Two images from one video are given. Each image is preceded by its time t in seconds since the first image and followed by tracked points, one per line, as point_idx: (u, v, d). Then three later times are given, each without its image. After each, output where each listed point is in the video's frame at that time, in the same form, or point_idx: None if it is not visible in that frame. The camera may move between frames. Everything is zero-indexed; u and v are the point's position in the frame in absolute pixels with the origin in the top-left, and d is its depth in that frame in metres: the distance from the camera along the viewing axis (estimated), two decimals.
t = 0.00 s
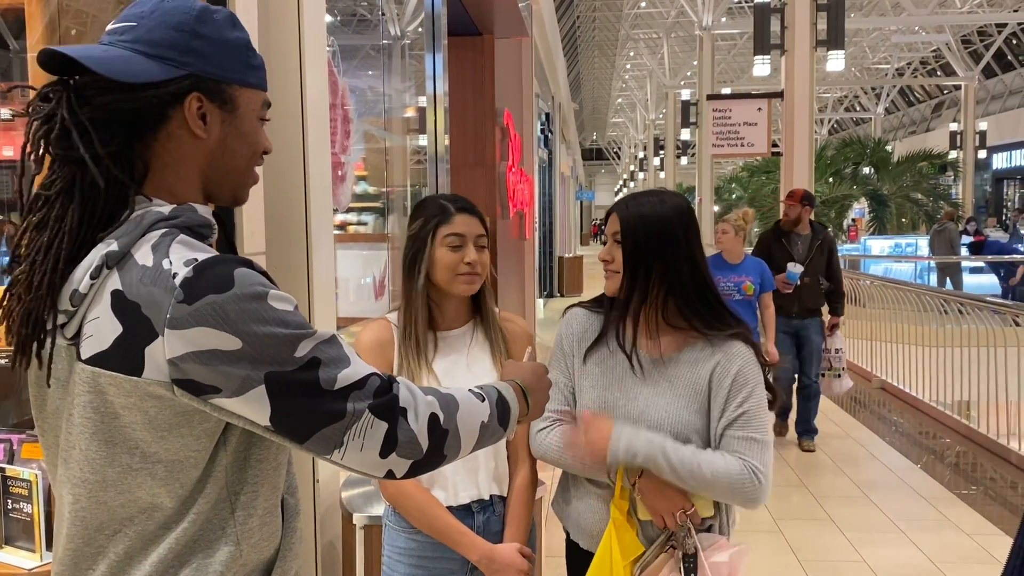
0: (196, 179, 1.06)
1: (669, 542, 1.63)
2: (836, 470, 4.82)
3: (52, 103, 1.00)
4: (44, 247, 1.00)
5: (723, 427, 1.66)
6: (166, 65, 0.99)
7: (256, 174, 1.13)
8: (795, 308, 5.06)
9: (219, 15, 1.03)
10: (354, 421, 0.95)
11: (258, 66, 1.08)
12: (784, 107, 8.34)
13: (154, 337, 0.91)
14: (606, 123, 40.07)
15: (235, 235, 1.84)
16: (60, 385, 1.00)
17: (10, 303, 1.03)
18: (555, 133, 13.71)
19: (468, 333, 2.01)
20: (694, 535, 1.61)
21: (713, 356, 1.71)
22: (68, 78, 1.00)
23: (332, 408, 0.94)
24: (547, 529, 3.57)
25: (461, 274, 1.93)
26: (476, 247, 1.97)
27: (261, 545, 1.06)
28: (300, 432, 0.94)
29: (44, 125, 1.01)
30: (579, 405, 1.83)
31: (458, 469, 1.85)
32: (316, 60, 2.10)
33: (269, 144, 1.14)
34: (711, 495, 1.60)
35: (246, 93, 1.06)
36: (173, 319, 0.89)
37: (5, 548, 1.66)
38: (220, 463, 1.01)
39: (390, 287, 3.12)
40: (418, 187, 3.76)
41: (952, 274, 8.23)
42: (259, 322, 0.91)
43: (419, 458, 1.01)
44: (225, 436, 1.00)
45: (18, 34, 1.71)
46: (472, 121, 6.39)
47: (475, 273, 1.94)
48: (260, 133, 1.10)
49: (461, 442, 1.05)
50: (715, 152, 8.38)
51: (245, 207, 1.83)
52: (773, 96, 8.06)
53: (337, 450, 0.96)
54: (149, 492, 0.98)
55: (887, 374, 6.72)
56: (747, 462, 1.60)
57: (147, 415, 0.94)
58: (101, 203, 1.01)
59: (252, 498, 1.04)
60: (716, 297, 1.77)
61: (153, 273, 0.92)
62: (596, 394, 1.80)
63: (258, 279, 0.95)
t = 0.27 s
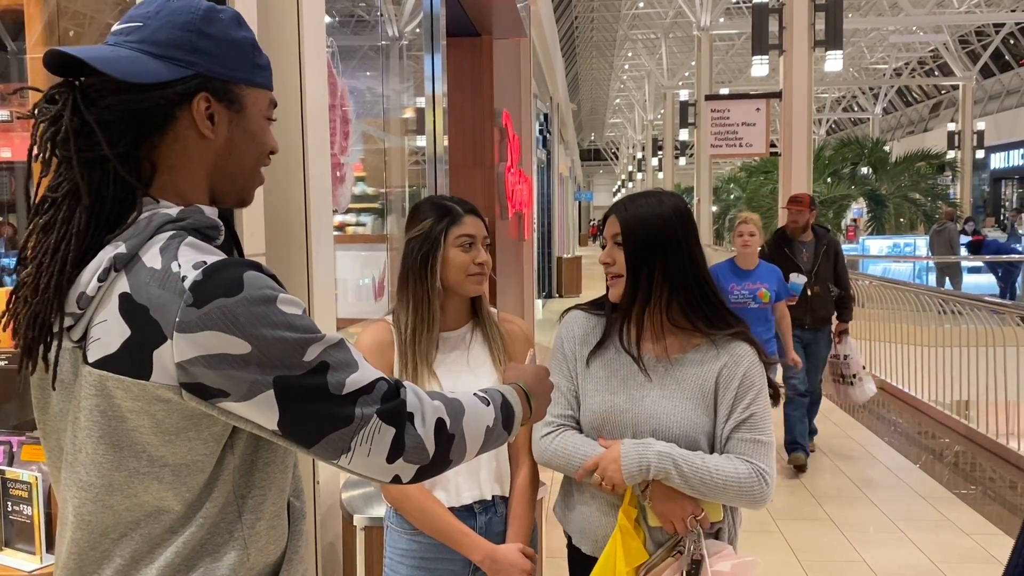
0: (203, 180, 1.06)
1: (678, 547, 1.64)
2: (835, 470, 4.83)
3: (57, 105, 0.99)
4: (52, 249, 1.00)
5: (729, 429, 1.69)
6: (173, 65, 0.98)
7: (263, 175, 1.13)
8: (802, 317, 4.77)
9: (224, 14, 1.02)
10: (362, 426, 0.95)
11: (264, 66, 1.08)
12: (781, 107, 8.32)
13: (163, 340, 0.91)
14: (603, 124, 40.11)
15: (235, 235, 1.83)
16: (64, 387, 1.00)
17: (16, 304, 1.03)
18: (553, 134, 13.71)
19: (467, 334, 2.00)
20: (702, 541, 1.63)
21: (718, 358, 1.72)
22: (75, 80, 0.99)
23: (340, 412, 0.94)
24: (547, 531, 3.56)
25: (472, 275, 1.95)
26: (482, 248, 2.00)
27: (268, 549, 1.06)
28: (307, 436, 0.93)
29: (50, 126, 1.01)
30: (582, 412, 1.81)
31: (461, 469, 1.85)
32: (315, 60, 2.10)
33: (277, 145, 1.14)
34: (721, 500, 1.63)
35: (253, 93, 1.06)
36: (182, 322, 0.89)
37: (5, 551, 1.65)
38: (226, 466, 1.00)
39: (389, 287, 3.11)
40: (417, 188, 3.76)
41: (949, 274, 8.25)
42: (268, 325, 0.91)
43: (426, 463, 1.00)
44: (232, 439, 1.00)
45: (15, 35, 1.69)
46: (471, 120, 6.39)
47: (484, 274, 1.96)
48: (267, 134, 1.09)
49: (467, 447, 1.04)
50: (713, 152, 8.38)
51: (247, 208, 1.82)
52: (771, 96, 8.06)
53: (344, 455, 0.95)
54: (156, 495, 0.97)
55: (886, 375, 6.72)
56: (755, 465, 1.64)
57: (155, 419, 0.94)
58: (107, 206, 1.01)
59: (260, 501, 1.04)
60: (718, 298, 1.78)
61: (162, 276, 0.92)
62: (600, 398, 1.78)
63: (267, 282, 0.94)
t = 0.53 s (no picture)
0: (206, 182, 1.06)
1: (688, 547, 1.65)
2: (833, 470, 4.83)
3: (61, 108, 0.99)
4: (54, 251, 0.99)
5: (733, 428, 1.70)
6: (177, 68, 0.98)
7: (267, 178, 1.13)
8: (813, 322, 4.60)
9: (227, 17, 1.02)
10: (365, 429, 0.95)
11: (267, 68, 1.08)
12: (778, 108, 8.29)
13: (167, 342, 0.90)
14: (600, 125, 40.14)
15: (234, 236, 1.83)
16: (68, 391, 0.99)
17: (18, 307, 1.02)
18: (551, 134, 13.73)
19: (466, 335, 2.00)
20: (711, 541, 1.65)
21: (721, 358, 1.73)
22: (79, 83, 0.99)
23: (343, 415, 0.94)
24: (545, 533, 3.56)
25: (471, 278, 1.95)
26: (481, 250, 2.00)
27: (270, 553, 1.05)
28: (310, 439, 0.93)
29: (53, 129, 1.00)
30: (586, 415, 1.80)
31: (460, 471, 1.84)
32: (314, 61, 2.09)
33: (281, 147, 1.14)
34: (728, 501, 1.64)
35: (257, 95, 1.05)
36: (186, 324, 0.89)
37: (4, 554, 1.65)
38: (229, 469, 1.00)
39: (387, 289, 3.11)
40: (414, 189, 3.76)
41: (946, 274, 8.27)
42: (272, 327, 0.91)
43: (428, 467, 1.00)
44: (234, 442, 0.99)
45: (13, 37, 1.69)
46: (469, 120, 6.40)
47: (483, 277, 1.96)
48: (270, 136, 1.09)
49: (469, 450, 1.04)
50: (710, 153, 8.39)
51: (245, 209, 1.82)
52: (768, 97, 8.07)
53: (347, 458, 0.95)
54: (158, 499, 0.97)
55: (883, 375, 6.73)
56: (759, 464, 1.65)
57: (157, 421, 0.94)
58: (110, 208, 1.00)
59: (262, 505, 1.04)
60: (719, 299, 1.79)
61: (166, 278, 0.91)
62: (604, 401, 1.77)
63: (271, 284, 0.94)
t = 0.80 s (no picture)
0: (205, 181, 1.05)
1: (699, 541, 1.64)
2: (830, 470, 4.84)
3: (59, 108, 0.98)
4: (53, 251, 0.99)
5: (729, 422, 1.70)
6: (175, 67, 0.98)
7: (265, 179, 1.12)
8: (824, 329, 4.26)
9: (224, 16, 1.01)
10: (367, 428, 0.94)
11: (266, 68, 1.07)
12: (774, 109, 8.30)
13: (166, 340, 0.89)
14: (596, 126, 40.19)
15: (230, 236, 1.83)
16: (67, 393, 0.99)
17: (16, 307, 1.01)
18: (547, 136, 13.74)
19: (462, 337, 1.99)
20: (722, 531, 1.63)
21: (718, 354, 1.74)
22: (77, 84, 0.98)
23: (345, 414, 0.93)
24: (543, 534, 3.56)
25: (468, 280, 1.94)
26: (478, 252, 1.99)
27: (269, 555, 1.05)
28: (311, 438, 0.92)
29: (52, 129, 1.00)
30: (591, 417, 1.80)
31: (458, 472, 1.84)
32: (310, 62, 2.09)
33: (280, 147, 1.13)
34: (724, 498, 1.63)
35: (256, 95, 1.05)
36: (185, 322, 0.88)
37: None
38: (228, 471, 0.99)
39: (383, 290, 3.11)
40: (411, 191, 3.75)
41: (942, 274, 8.29)
42: (272, 325, 0.90)
43: (430, 466, 1.00)
44: (233, 443, 0.99)
45: (7, 39, 1.68)
46: (465, 120, 6.38)
47: (479, 278, 1.96)
48: (269, 137, 1.09)
49: (471, 450, 1.04)
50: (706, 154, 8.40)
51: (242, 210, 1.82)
52: (763, 98, 8.08)
53: (348, 457, 0.94)
54: (156, 501, 0.96)
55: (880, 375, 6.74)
56: (753, 457, 1.65)
57: (156, 422, 0.93)
58: (109, 207, 0.99)
59: (261, 507, 1.03)
60: (717, 300, 1.79)
61: (165, 277, 0.91)
62: (608, 402, 1.78)
63: (271, 282, 0.94)
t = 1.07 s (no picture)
0: (200, 183, 1.05)
1: (710, 524, 1.70)
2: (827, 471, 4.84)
3: (53, 109, 0.98)
4: (47, 253, 0.98)
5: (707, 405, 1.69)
6: (169, 68, 0.97)
7: (259, 180, 1.12)
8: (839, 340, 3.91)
9: (219, 17, 1.01)
10: (364, 429, 0.94)
11: (260, 68, 1.07)
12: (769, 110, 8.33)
13: (161, 343, 0.89)
14: (592, 128, 40.23)
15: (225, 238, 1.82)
16: (62, 396, 0.98)
17: (10, 309, 1.01)
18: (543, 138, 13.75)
19: (457, 338, 1.99)
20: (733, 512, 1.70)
21: (714, 347, 1.74)
22: (71, 85, 0.97)
23: (342, 414, 0.93)
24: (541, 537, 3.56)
25: (462, 282, 1.93)
26: (473, 253, 1.99)
27: (266, 558, 1.04)
28: (308, 440, 0.92)
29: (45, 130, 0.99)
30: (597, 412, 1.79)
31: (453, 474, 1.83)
32: (305, 63, 2.09)
33: (274, 148, 1.13)
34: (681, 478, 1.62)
35: (250, 97, 1.05)
36: (180, 324, 0.87)
37: None
38: (224, 473, 0.99)
39: (379, 292, 3.10)
40: (406, 193, 3.75)
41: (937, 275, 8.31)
42: (268, 326, 0.90)
43: (429, 466, 0.99)
44: (230, 445, 0.98)
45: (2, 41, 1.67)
46: (460, 122, 6.37)
47: (474, 280, 1.95)
48: (263, 138, 1.08)
49: (470, 449, 1.04)
50: (701, 156, 8.42)
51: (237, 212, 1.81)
52: (758, 99, 8.10)
53: (346, 459, 0.94)
54: (152, 504, 0.96)
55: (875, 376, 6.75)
56: (716, 438, 1.63)
57: (151, 425, 0.92)
58: (103, 208, 0.99)
59: (257, 510, 1.02)
60: (715, 302, 1.80)
61: (159, 278, 0.90)
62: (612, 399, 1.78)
63: (266, 283, 0.93)
